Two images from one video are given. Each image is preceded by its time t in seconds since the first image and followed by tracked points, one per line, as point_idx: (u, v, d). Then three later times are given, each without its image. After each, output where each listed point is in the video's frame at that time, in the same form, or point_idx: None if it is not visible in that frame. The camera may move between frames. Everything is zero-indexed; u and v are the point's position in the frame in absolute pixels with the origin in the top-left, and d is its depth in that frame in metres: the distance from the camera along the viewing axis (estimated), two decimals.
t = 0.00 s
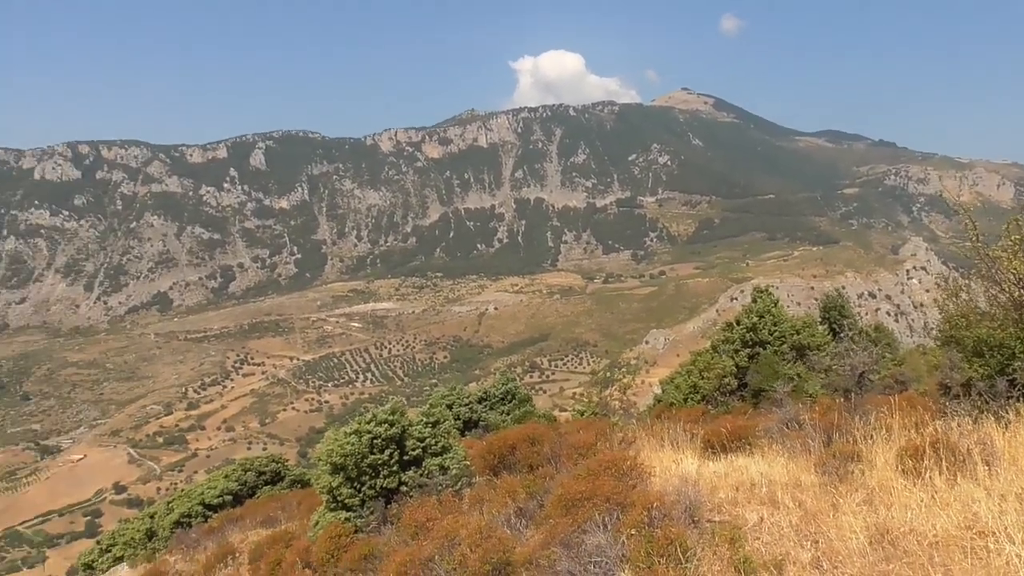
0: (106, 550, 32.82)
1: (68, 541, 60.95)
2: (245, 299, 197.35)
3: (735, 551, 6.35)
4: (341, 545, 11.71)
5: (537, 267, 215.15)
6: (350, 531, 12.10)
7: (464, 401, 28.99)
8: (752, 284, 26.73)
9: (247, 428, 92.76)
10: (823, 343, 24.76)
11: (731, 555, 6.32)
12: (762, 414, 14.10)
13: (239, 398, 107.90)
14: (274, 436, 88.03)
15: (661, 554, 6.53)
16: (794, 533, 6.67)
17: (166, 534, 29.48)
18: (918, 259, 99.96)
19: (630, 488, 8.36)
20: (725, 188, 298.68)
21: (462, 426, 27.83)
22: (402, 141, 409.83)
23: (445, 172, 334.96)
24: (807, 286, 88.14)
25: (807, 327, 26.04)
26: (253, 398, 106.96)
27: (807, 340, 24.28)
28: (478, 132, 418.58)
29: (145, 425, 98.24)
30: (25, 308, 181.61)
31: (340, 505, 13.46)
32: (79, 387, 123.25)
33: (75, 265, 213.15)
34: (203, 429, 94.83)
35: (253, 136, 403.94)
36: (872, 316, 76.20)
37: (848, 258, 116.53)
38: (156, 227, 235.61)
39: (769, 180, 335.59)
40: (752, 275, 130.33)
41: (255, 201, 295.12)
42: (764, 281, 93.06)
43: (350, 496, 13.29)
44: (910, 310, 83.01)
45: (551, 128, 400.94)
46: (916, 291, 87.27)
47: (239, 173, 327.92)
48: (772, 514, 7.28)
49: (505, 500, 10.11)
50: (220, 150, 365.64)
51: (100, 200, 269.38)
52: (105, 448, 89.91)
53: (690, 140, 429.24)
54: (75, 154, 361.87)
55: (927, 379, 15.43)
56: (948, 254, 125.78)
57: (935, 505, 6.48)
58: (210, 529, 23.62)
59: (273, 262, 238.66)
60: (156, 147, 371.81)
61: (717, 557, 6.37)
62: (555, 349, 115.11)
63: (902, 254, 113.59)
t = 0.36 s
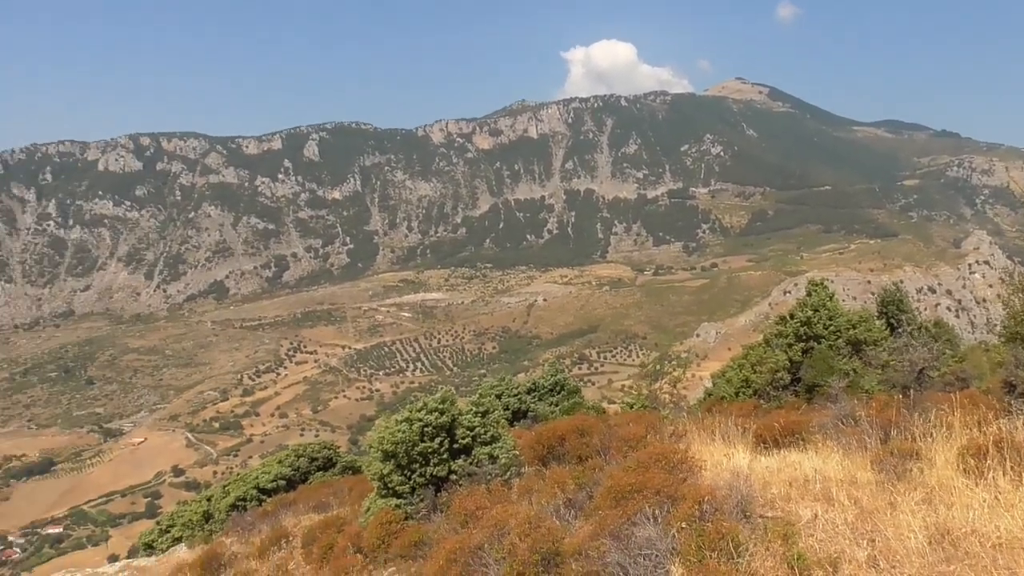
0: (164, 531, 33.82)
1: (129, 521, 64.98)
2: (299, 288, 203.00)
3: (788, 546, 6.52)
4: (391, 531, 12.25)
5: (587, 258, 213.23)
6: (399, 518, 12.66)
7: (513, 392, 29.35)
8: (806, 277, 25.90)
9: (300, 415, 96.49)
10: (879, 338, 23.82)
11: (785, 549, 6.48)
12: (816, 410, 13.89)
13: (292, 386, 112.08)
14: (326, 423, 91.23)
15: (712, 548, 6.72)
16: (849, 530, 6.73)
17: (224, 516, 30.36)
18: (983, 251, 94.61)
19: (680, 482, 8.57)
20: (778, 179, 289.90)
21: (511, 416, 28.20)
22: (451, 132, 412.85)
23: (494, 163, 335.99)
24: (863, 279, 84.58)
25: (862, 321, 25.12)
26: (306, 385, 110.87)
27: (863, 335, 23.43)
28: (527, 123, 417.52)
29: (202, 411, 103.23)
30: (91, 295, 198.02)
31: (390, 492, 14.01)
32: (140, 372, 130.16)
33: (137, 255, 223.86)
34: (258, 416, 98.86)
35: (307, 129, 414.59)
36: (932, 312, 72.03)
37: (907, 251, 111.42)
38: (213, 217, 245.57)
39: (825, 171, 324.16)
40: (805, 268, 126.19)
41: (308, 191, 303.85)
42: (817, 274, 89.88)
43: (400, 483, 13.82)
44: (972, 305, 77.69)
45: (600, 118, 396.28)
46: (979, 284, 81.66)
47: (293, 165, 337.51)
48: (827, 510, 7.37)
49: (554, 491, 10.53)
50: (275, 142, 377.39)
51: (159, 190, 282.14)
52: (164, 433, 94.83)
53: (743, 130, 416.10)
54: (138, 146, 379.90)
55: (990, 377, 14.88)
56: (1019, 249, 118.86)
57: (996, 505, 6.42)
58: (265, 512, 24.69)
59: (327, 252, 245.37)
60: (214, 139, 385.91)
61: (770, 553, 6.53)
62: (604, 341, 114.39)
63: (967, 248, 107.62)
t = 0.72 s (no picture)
0: (228, 514, 35.40)
1: (194, 504, 69.21)
2: (357, 279, 208.67)
3: (851, 548, 6.64)
4: (446, 521, 12.85)
5: (643, 250, 209.60)
6: (455, 508, 13.19)
7: (568, 385, 29.59)
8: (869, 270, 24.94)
9: (357, 404, 99.72)
10: (948, 335, 22.77)
11: (848, 552, 6.60)
12: (880, 408, 13.54)
13: (350, 375, 115.91)
14: (383, 413, 94.00)
15: (772, 545, 6.87)
16: (914, 533, 6.77)
17: (285, 501, 31.57)
18: None
19: (740, 479, 8.77)
20: (845, 169, 276.77)
21: (566, 409, 28.44)
22: (509, 124, 412.46)
23: (550, 155, 334.34)
24: (932, 274, 79.95)
25: (929, 318, 24.03)
26: (364, 375, 114.46)
27: (929, 331, 22.49)
28: (584, 115, 413.33)
29: (263, 399, 108.22)
30: (158, 285, 207.57)
31: (446, 483, 14.50)
32: (205, 360, 137.16)
33: (202, 247, 234.22)
34: (316, 404, 102.80)
35: (365, 122, 422.79)
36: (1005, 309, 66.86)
37: (983, 245, 104.69)
38: (275, 208, 255.64)
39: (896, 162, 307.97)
40: (871, 263, 120.43)
41: (366, 183, 311.48)
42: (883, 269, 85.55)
43: (455, 473, 14.29)
44: None
45: (659, 109, 387.65)
46: None
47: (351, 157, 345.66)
48: (894, 511, 7.43)
49: (609, 484, 10.89)
50: (333, 134, 387.96)
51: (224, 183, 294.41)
52: (227, 420, 99.87)
53: (808, 119, 399.42)
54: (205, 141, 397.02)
55: None
56: None
57: None
58: (322, 499, 25.63)
59: (384, 244, 251.09)
60: (276, 133, 399.02)
61: (831, 552, 6.71)
62: (660, 335, 112.63)
63: None
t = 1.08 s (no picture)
0: (279, 507, 36.72)
1: (246, 496, 72.20)
2: (405, 276, 212.53)
3: (905, 551, 6.61)
4: (491, 516, 13.13)
5: (691, 248, 205.79)
6: (499, 504, 13.55)
7: (613, 382, 29.56)
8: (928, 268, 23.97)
9: (405, 400, 101.79)
10: (1013, 336, 21.71)
11: (901, 554, 6.60)
12: (938, 409, 13.13)
13: (398, 371, 118.35)
14: (430, 409, 95.66)
15: (822, 548, 6.95)
16: (970, 538, 6.69)
17: (334, 495, 32.62)
18: None
19: (788, 481, 8.78)
20: (903, 165, 265.30)
21: (612, 406, 28.38)
22: (555, 121, 411.26)
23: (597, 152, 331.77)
24: (998, 271, 75.56)
25: (991, 317, 22.94)
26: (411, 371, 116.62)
27: (992, 332, 21.55)
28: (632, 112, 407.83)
29: (314, 395, 111.79)
30: (212, 283, 215.28)
31: (491, 478, 14.85)
32: (257, 357, 142.42)
33: (255, 245, 242.91)
34: (365, 400, 105.45)
35: (413, 122, 429.57)
36: None
37: None
38: (325, 208, 262.81)
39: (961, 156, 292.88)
40: (932, 260, 114.51)
41: (413, 182, 316.56)
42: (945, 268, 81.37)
43: (501, 469, 14.66)
44: None
45: (708, 104, 379.55)
46: None
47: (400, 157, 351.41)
48: (951, 516, 7.33)
49: (655, 483, 11.07)
50: (382, 134, 395.56)
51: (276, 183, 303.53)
52: (278, 415, 103.47)
53: (865, 112, 383.78)
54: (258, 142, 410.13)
55: None
56: None
57: None
58: (370, 493, 26.43)
59: (431, 242, 254.49)
60: (326, 133, 409.35)
61: (884, 556, 6.70)
62: (708, 334, 110.29)
63: None
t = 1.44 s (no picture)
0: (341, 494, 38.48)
1: (309, 484, 75.92)
2: (463, 268, 215.87)
3: (975, 548, 6.64)
4: (547, 506, 13.62)
5: (752, 237, 198.92)
6: (556, 494, 13.98)
7: (673, 373, 29.34)
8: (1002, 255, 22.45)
9: (464, 391, 103.89)
10: None
11: (971, 550, 6.63)
12: (1013, 404, 12.63)
13: (456, 362, 120.65)
14: (488, 400, 97.29)
15: (885, 544, 6.99)
16: None
17: (393, 483, 33.97)
18: None
19: (850, 474, 8.86)
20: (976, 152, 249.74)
21: (671, 399, 28.22)
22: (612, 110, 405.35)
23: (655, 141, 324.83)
24: None
25: None
26: (469, 363, 118.60)
27: None
28: (692, 101, 396.72)
29: (373, 385, 115.52)
30: (275, 276, 224.78)
31: (547, 469, 15.32)
32: (318, 347, 148.18)
33: (316, 238, 251.87)
34: (424, 390, 108.16)
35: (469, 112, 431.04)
36: None
37: None
38: (384, 202, 269.60)
39: None
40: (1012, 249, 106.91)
41: (470, 174, 319.68)
42: None
43: (557, 460, 15.10)
44: None
45: (770, 90, 365.73)
46: None
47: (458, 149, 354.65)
48: None
49: (713, 475, 11.26)
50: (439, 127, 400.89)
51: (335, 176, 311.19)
52: (339, 404, 107.54)
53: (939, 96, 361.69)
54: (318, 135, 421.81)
55: None
56: None
57: None
58: (429, 482, 27.47)
59: (488, 233, 256.51)
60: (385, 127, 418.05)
61: (951, 553, 6.72)
62: (771, 325, 106.83)
63: None
